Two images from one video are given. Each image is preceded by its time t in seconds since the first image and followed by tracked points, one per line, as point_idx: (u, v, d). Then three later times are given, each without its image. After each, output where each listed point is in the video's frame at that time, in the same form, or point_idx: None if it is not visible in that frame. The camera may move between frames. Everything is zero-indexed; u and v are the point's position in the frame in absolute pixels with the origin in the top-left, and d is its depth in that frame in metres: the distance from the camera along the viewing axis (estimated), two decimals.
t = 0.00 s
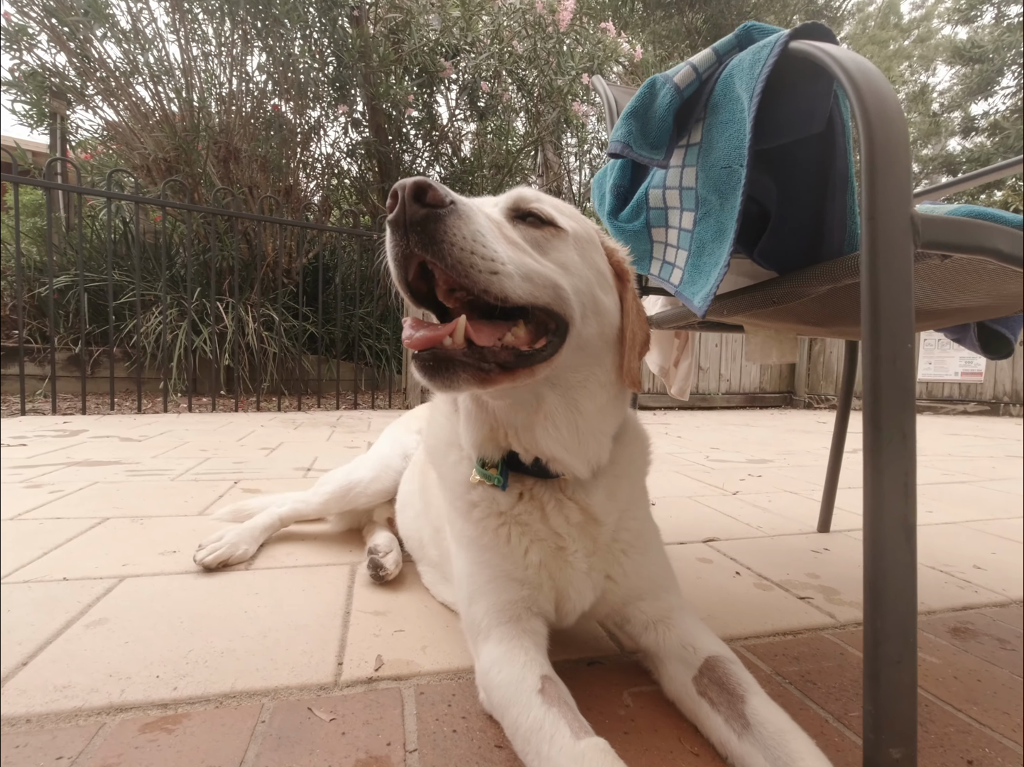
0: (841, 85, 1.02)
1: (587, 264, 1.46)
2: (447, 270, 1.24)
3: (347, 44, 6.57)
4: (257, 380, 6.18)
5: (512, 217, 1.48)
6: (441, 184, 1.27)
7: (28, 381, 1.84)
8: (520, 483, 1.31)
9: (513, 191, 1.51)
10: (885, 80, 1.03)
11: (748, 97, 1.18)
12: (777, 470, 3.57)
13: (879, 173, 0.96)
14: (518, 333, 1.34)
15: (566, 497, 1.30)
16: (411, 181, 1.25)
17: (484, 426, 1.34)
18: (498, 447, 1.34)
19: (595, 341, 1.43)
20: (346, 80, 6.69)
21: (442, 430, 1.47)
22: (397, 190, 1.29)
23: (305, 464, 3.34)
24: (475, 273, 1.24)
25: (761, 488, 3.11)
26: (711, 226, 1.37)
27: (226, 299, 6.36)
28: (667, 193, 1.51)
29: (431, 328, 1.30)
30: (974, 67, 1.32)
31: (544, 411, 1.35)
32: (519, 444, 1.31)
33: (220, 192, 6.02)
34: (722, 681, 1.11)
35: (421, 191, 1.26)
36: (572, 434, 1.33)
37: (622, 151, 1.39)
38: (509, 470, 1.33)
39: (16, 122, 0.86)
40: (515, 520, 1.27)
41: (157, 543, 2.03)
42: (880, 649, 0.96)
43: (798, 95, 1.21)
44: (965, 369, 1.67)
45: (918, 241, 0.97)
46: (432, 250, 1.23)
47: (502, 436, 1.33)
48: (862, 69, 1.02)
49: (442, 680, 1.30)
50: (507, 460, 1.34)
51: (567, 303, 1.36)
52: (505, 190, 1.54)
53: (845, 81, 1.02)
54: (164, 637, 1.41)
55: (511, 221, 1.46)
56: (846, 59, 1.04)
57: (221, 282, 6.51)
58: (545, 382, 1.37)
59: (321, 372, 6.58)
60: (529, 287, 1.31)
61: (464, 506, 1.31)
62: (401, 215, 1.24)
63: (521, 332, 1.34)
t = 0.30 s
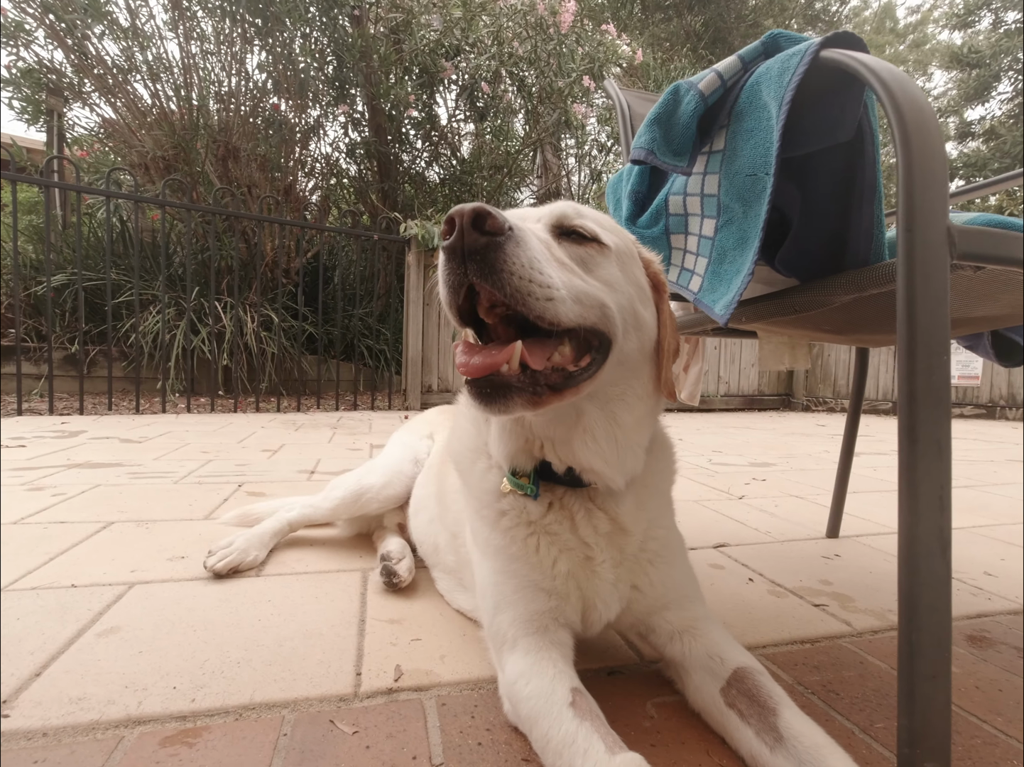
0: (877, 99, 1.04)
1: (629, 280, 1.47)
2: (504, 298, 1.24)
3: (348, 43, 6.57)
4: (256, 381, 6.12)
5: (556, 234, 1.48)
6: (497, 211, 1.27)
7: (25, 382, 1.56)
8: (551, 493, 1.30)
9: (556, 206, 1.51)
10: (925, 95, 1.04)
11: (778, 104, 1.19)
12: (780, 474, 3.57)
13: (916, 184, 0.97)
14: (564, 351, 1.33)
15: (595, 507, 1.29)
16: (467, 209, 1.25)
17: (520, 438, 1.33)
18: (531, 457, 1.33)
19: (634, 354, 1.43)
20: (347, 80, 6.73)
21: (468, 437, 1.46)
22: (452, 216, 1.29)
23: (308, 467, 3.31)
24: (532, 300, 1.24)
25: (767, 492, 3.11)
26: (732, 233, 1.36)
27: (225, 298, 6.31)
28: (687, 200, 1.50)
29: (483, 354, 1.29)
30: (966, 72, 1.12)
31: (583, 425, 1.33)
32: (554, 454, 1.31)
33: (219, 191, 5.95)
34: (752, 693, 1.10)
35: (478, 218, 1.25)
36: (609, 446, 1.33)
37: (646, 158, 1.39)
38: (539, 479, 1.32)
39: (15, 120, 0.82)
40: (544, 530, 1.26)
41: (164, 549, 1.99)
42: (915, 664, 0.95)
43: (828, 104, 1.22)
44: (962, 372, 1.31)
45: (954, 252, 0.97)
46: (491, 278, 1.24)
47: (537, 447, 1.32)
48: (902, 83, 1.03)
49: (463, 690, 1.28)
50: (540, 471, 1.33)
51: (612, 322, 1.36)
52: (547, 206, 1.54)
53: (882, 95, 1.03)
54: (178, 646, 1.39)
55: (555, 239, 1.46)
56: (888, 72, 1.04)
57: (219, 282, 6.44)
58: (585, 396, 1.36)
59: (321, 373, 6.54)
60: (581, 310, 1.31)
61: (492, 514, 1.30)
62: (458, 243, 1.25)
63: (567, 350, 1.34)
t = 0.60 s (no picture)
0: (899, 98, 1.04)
1: (637, 278, 1.45)
2: (509, 304, 1.24)
3: (343, 40, 6.51)
4: (251, 380, 6.05)
5: (562, 233, 1.47)
6: (499, 214, 1.26)
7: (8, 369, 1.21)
8: (561, 492, 1.28)
9: (562, 204, 1.50)
10: (946, 97, 1.05)
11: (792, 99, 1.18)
12: (779, 474, 3.56)
13: (934, 184, 0.97)
14: (571, 353, 1.32)
15: (606, 507, 1.27)
16: (469, 214, 1.24)
17: (529, 438, 1.31)
18: (540, 456, 1.31)
19: (644, 354, 1.42)
20: (342, 77, 6.68)
21: (476, 437, 1.45)
22: (455, 221, 1.28)
23: (306, 466, 3.28)
24: (537, 305, 1.23)
25: (767, 491, 3.10)
26: (742, 231, 1.35)
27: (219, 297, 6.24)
28: (696, 197, 1.49)
29: (490, 359, 1.27)
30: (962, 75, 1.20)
31: (592, 424, 1.32)
32: (565, 455, 1.29)
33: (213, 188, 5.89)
34: (766, 695, 1.09)
35: (480, 223, 1.24)
36: (621, 446, 1.32)
37: (656, 154, 1.36)
38: (549, 479, 1.31)
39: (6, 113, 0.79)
40: (554, 530, 1.24)
41: (161, 550, 1.96)
42: (933, 666, 0.95)
43: (841, 100, 1.21)
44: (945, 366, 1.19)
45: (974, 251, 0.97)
46: (495, 284, 1.23)
47: (547, 447, 1.30)
48: (924, 85, 1.03)
49: (471, 693, 1.27)
50: (549, 471, 1.31)
51: (620, 323, 1.35)
52: (553, 204, 1.53)
53: (903, 95, 1.04)
54: (179, 650, 1.36)
55: (561, 238, 1.44)
56: (909, 73, 1.04)
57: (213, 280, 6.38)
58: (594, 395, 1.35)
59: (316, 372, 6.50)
60: (588, 311, 1.30)
61: (502, 514, 1.28)
62: (460, 250, 1.25)
63: (575, 351, 1.32)
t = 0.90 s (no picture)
0: (910, 107, 1.03)
1: (635, 286, 1.43)
2: (502, 320, 1.22)
3: (339, 36, 6.45)
4: (246, 379, 6.01)
5: (558, 245, 1.45)
6: (489, 229, 1.24)
7: None
8: (566, 502, 1.27)
9: (557, 216, 1.48)
10: (957, 106, 1.04)
11: (801, 107, 1.17)
12: (778, 475, 3.56)
13: (946, 195, 0.96)
14: (569, 365, 1.30)
15: (613, 518, 1.26)
16: (459, 232, 1.22)
17: (531, 448, 1.30)
18: (544, 466, 1.30)
19: (646, 363, 1.40)
20: (337, 74, 6.62)
21: (480, 447, 1.43)
22: (445, 239, 1.26)
23: (303, 468, 3.25)
24: (530, 320, 1.21)
25: (766, 493, 3.10)
26: (749, 239, 1.34)
27: (214, 295, 6.19)
28: (701, 203, 1.48)
29: (484, 373, 1.25)
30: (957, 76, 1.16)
31: (595, 434, 1.31)
32: (569, 466, 1.28)
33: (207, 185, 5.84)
34: (774, 709, 1.08)
35: (470, 240, 1.23)
36: (625, 457, 1.30)
37: (663, 160, 1.34)
38: (554, 488, 1.30)
39: None
40: (561, 542, 1.23)
41: (159, 556, 1.94)
42: (943, 680, 0.94)
43: (851, 107, 1.20)
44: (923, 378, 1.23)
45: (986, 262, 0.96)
46: (488, 302, 1.21)
47: (551, 458, 1.29)
48: (935, 93, 1.02)
49: (475, 705, 1.26)
50: (553, 480, 1.30)
51: (618, 332, 1.33)
52: (548, 215, 1.51)
53: (914, 104, 1.02)
54: (179, 661, 1.34)
55: (557, 250, 1.43)
56: (919, 81, 1.03)
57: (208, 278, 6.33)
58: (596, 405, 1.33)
59: (312, 370, 6.46)
60: (584, 323, 1.28)
61: (507, 525, 1.27)
62: (451, 266, 1.23)
63: (574, 362, 1.30)
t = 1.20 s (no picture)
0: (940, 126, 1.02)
1: (655, 305, 1.42)
2: (523, 348, 1.21)
3: (339, 33, 6.41)
4: (246, 378, 5.98)
5: (577, 266, 1.45)
6: (508, 259, 1.24)
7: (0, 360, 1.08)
8: (587, 519, 1.27)
9: (575, 236, 1.48)
10: (986, 124, 1.03)
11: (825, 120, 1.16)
12: (782, 478, 3.56)
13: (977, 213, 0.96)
14: (591, 386, 1.29)
15: (634, 534, 1.26)
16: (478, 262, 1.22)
17: (552, 464, 1.30)
18: (564, 482, 1.30)
19: (667, 380, 1.39)
20: (338, 71, 6.59)
21: (499, 460, 1.43)
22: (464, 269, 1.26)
23: (308, 470, 3.24)
24: (551, 347, 1.20)
25: (771, 497, 3.10)
26: (766, 251, 1.33)
27: (214, 293, 6.14)
28: (717, 213, 1.47)
29: (505, 398, 1.24)
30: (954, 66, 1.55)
31: (617, 452, 1.30)
32: (590, 482, 1.28)
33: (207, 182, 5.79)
34: (797, 727, 1.08)
35: (489, 271, 1.23)
36: (647, 474, 1.30)
37: (682, 172, 1.33)
38: (575, 504, 1.29)
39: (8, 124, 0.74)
40: (583, 558, 1.22)
41: (168, 563, 1.93)
42: (970, 702, 0.94)
43: (873, 120, 1.19)
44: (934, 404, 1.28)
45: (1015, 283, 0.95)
46: (508, 330, 1.21)
47: (571, 474, 1.29)
48: (966, 112, 1.01)
49: (492, 719, 1.25)
50: (574, 497, 1.30)
51: (639, 352, 1.32)
52: (566, 235, 1.51)
53: (943, 121, 1.01)
54: (194, 675, 1.33)
55: (575, 271, 1.43)
56: (950, 98, 1.02)
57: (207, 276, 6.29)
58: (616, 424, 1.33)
59: (312, 369, 6.43)
60: (605, 346, 1.27)
61: (528, 541, 1.27)
62: (471, 297, 1.23)
63: (595, 383, 1.30)
